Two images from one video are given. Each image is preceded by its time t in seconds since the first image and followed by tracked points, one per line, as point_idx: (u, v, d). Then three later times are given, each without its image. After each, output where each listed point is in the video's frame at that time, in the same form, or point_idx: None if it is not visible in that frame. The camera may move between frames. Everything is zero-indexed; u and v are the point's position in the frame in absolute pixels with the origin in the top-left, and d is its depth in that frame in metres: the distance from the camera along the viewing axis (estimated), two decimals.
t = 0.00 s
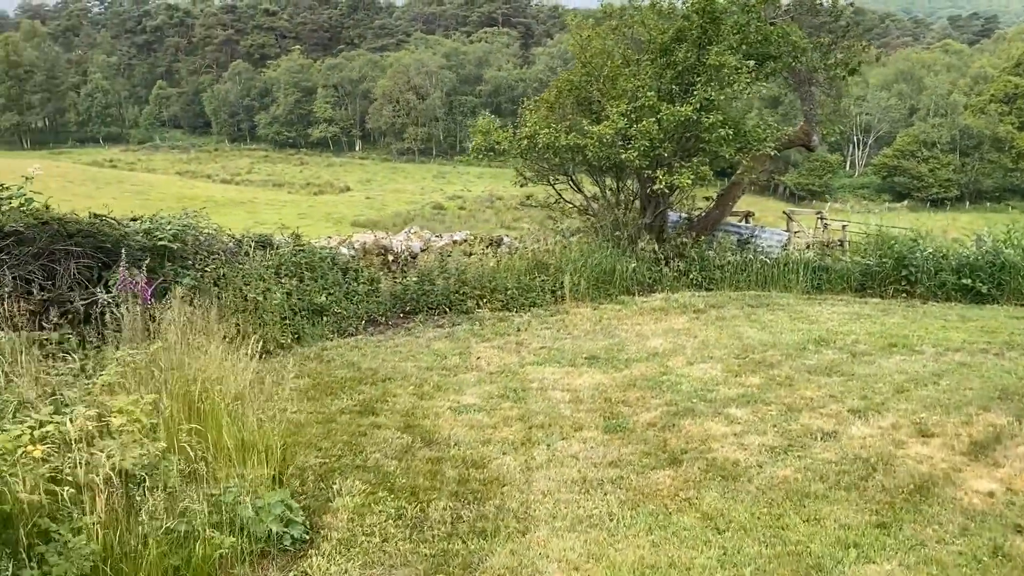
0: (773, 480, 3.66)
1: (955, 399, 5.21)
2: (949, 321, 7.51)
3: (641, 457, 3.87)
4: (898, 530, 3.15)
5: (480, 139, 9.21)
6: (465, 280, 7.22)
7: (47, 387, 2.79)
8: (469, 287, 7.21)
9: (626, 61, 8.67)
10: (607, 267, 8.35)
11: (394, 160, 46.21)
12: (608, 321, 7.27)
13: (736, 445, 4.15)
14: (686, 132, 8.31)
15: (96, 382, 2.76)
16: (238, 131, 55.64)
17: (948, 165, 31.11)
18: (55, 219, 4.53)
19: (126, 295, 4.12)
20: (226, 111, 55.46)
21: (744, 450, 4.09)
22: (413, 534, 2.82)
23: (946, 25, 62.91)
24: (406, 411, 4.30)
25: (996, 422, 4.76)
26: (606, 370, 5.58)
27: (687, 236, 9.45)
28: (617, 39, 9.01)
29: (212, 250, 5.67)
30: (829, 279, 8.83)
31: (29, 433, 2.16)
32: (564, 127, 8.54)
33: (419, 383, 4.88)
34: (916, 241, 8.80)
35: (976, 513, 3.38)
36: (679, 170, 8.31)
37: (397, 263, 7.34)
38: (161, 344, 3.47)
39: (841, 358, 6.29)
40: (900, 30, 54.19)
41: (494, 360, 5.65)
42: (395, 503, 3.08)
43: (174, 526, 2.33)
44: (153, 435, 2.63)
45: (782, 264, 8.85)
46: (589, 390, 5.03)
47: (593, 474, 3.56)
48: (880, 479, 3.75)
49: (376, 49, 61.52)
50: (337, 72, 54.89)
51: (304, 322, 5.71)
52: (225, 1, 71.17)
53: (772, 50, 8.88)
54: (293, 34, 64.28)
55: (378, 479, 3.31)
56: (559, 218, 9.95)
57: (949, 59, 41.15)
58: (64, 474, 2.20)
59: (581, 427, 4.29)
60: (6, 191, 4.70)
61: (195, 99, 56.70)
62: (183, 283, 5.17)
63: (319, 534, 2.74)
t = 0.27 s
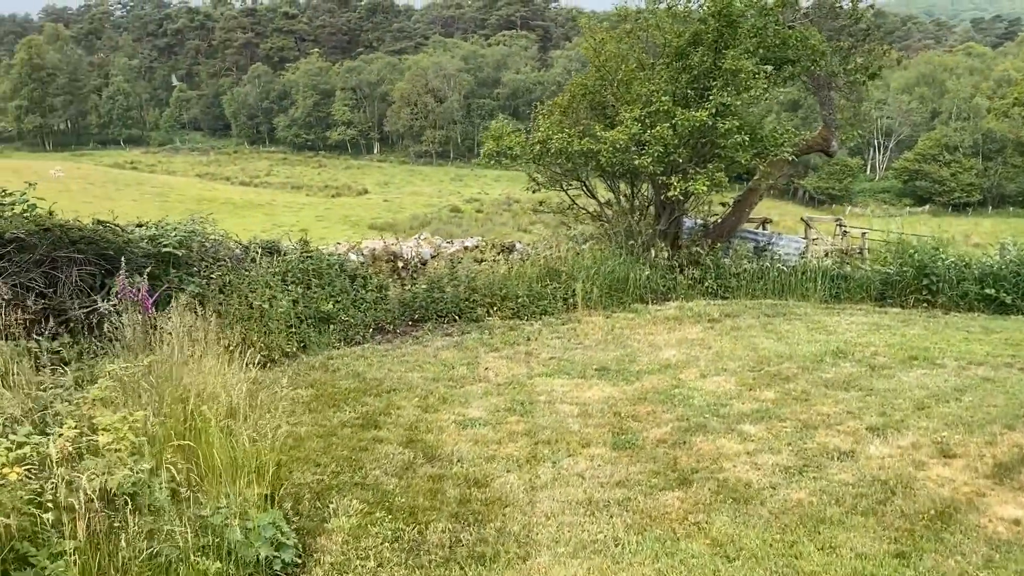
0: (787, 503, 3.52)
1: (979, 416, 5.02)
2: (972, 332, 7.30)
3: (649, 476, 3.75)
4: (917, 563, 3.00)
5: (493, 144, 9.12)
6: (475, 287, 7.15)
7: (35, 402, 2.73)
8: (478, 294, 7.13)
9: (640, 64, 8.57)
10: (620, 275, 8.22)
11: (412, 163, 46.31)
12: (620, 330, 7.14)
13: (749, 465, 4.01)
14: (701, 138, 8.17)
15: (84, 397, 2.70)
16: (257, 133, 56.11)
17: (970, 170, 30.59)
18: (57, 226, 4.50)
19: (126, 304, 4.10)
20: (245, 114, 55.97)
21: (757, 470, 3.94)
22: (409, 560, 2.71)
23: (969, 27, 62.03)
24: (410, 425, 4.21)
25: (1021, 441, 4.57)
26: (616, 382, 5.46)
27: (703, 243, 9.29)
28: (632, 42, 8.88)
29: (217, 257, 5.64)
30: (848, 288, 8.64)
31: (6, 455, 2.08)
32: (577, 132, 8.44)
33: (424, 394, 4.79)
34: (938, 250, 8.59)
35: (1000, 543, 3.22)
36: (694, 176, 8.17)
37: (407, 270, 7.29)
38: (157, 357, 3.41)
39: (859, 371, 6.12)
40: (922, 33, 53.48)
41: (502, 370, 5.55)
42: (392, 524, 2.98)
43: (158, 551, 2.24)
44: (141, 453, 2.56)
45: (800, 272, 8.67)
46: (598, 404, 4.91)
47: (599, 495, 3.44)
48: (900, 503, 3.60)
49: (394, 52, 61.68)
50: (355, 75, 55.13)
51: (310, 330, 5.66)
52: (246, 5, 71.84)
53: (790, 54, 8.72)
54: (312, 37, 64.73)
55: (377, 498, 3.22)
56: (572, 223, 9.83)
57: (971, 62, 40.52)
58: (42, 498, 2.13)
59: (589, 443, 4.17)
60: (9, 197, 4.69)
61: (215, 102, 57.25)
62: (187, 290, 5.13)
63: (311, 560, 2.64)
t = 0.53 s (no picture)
0: (800, 516, 3.40)
1: (1001, 426, 4.86)
2: (993, 338, 7.11)
3: (657, 486, 3.64)
4: None
5: (504, 145, 9.05)
6: (484, 290, 7.07)
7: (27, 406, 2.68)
8: (487, 297, 7.06)
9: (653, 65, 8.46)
10: (632, 278, 8.11)
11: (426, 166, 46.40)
12: (631, 335, 7.04)
13: (762, 476, 3.89)
14: (715, 139, 8.05)
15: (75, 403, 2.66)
16: (274, 136, 56.49)
17: (991, 173, 30.11)
18: (60, 227, 4.48)
19: (127, 306, 4.07)
20: (262, 116, 56.41)
21: (769, 481, 3.82)
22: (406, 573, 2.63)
23: (988, 29, 61.31)
24: (413, 430, 4.13)
25: None
26: (626, 388, 5.36)
27: (716, 246, 9.16)
28: (645, 42, 8.77)
29: (224, 258, 5.61)
30: (865, 292, 8.47)
31: None
32: (588, 134, 8.35)
33: (430, 399, 4.71)
34: (958, 253, 8.39)
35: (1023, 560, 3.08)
36: (707, 178, 8.05)
37: (415, 273, 7.23)
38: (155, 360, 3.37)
39: (875, 378, 5.96)
40: (941, 35, 52.87)
41: (510, 375, 5.47)
42: (390, 534, 2.90)
43: (143, 563, 2.18)
44: (131, 461, 2.50)
45: (816, 276, 8.51)
46: (607, 410, 4.81)
47: (605, 505, 3.34)
48: (919, 518, 3.46)
49: (409, 55, 61.89)
50: (371, 78, 55.32)
51: (317, 333, 5.61)
52: (263, 9, 72.44)
53: (806, 54, 8.57)
54: (328, 40, 65.11)
55: (376, 506, 3.14)
56: (584, 226, 9.74)
57: (991, 64, 39.99)
58: (23, 509, 2.08)
59: (596, 451, 4.08)
60: (14, 199, 4.69)
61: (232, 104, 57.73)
62: (192, 292, 5.10)
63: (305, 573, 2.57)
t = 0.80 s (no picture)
0: (815, 530, 3.27)
1: None
2: (1017, 345, 6.90)
3: (667, 498, 3.52)
4: None
5: (515, 146, 8.96)
6: (494, 292, 6.98)
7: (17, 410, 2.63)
8: (497, 300, 6.97)
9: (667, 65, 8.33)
10: (645, 281, 7.98)
11: (441, 168, 46.43)
12: (643, 339, 6.90)
13: (776, 487, 3.76)
14: (730, 139, 7.91)
15: (62, 410, 2.59)
16: (291, 138, 56.86)
17: (1014, 176, 29.61)
18: (61, 228, 4.49)
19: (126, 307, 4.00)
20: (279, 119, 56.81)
21: (783, 492, 3.69)
22: None
23: (1010, 31, 60.49)
24: (417, 437, 4.04)
25: None
26: (637, 394, 5.24)
27: (732, 249, 9.00)
28: (659, 42, 8.64)
29: (230, 260, 5.54)
30: (884, 296, 8.28)
31: None
32: (601, 134, 8.24)
33: (435, 405, 4.62)
34: (980, 257, 8.18)
35: None
36: (722, 179, 7.91)
37: (425, 275, 7.15)
38: (151, 364, 3.31)
39: (894, 385, 5.79)
40: (962, 37, 52.23)
41: (519, 380, 5.36)
42: (387, 546, 2.81)
43: None
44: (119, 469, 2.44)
45: (833, 279, 8.33)
46: (617, 417, 4.69)
47: (611, 518, 3.23)
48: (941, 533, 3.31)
49: (425, 58, 62.08)
50: (387, 80, 55.48)
51: (323, 336, 5.55)
52: (280, 12, 73.03)
53: (824, 53, 8.40)
54: (345, 43, 65.47)
55: (375, 517, 3.05)
56: (596, 228, 9.62)
57: (1013, 66, 39.42)
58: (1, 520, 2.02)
59: (605, 460, 3.96)
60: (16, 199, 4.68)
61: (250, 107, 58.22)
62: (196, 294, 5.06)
63: None
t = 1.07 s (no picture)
0: (833, 557, 3.11)
1: None
2: None
3: (677, 519, 3.37)
4: None
5: (528, 150, 8.84)
6: (504, 299, 6.86)
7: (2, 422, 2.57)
8: (507, 307, 6.85)
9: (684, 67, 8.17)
10: (659, 288, 7.82)
11: (458, 171, 46.42)
12: (656, 348, 6.75)
13: (791, 509, 3.60)
14: (747, 143, 7.73)
15: (45, 425, 2.51)
16: (309, 141, 57.20)
17: None
18: (61, 234, 4.50)
19: (122, 313, 3.96)
20: (297, 121, 57.17)
21: (799, 515, 3.53)
22: None
23: None
24: (419, 451, 3.92)
25: None
26: (649, 406, 5.08)
27: (749, 255, 8.81)
28: (675, 43, 8.48)
29: (236, 266, 5.47)
30: (907, 305, 8.05)
31: None
32: (615, 137, 8.10)
33: (440, 417, 4.50)
34: (1007, 265, 7.92)
35: None
36: (739, 184, 7.73)
37: (434, 282, 7.05)
38: (143, 375, 3.24)
39: (917, 399, 5.58)
40: (988, 38, 51.34)
41: (527, 391, 5.23)
42: (381, 570, 2.69)
43: None
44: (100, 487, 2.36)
45: (854, 287, 8.11)
46: (628, 431, 4.55)
47: (617, 541, 3.09)
48: (967, 562, 3.13)
49: (442, 60, 62.21)
50: (405, 83, 55.57)
51: (328, 343, 5.46)
52: (299, 15, 73.52)
53: (845, 55, 8.19)
54: (364, 46, 65.77)
55: (371, 537, 2.94)
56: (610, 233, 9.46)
57: None
58: None
59: (613, 478, 3.82)
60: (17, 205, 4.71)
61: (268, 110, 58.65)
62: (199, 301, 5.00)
63: None
